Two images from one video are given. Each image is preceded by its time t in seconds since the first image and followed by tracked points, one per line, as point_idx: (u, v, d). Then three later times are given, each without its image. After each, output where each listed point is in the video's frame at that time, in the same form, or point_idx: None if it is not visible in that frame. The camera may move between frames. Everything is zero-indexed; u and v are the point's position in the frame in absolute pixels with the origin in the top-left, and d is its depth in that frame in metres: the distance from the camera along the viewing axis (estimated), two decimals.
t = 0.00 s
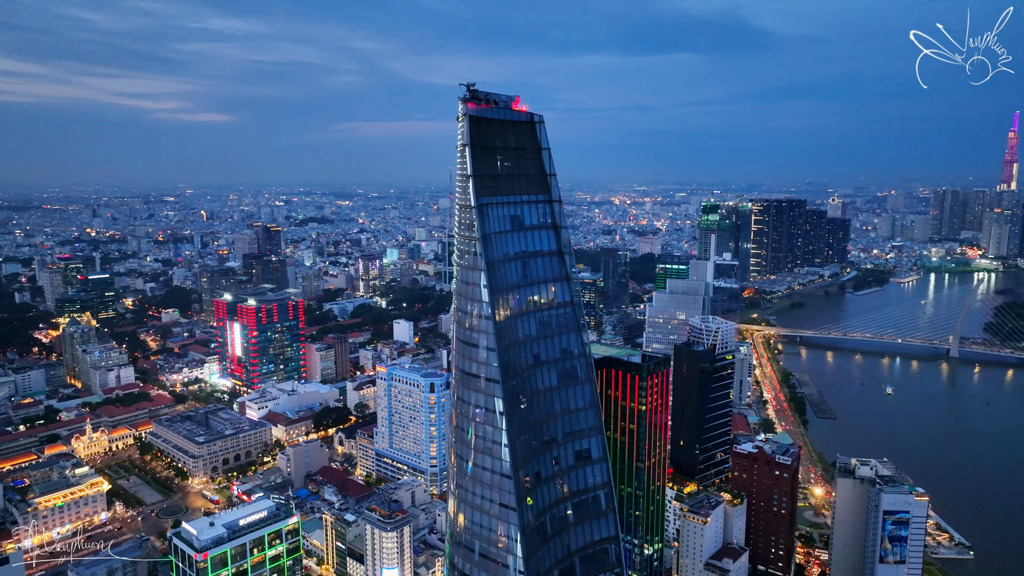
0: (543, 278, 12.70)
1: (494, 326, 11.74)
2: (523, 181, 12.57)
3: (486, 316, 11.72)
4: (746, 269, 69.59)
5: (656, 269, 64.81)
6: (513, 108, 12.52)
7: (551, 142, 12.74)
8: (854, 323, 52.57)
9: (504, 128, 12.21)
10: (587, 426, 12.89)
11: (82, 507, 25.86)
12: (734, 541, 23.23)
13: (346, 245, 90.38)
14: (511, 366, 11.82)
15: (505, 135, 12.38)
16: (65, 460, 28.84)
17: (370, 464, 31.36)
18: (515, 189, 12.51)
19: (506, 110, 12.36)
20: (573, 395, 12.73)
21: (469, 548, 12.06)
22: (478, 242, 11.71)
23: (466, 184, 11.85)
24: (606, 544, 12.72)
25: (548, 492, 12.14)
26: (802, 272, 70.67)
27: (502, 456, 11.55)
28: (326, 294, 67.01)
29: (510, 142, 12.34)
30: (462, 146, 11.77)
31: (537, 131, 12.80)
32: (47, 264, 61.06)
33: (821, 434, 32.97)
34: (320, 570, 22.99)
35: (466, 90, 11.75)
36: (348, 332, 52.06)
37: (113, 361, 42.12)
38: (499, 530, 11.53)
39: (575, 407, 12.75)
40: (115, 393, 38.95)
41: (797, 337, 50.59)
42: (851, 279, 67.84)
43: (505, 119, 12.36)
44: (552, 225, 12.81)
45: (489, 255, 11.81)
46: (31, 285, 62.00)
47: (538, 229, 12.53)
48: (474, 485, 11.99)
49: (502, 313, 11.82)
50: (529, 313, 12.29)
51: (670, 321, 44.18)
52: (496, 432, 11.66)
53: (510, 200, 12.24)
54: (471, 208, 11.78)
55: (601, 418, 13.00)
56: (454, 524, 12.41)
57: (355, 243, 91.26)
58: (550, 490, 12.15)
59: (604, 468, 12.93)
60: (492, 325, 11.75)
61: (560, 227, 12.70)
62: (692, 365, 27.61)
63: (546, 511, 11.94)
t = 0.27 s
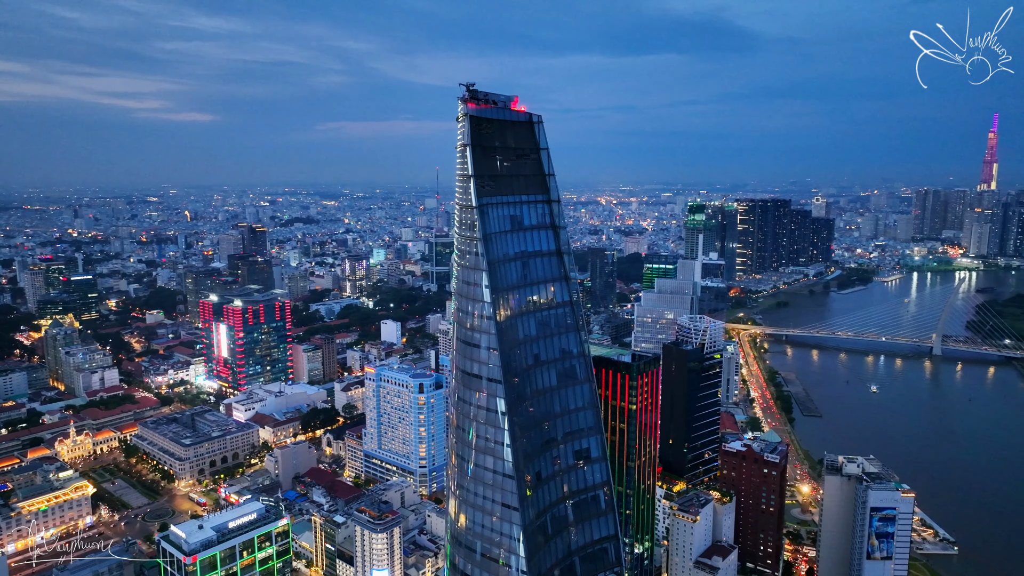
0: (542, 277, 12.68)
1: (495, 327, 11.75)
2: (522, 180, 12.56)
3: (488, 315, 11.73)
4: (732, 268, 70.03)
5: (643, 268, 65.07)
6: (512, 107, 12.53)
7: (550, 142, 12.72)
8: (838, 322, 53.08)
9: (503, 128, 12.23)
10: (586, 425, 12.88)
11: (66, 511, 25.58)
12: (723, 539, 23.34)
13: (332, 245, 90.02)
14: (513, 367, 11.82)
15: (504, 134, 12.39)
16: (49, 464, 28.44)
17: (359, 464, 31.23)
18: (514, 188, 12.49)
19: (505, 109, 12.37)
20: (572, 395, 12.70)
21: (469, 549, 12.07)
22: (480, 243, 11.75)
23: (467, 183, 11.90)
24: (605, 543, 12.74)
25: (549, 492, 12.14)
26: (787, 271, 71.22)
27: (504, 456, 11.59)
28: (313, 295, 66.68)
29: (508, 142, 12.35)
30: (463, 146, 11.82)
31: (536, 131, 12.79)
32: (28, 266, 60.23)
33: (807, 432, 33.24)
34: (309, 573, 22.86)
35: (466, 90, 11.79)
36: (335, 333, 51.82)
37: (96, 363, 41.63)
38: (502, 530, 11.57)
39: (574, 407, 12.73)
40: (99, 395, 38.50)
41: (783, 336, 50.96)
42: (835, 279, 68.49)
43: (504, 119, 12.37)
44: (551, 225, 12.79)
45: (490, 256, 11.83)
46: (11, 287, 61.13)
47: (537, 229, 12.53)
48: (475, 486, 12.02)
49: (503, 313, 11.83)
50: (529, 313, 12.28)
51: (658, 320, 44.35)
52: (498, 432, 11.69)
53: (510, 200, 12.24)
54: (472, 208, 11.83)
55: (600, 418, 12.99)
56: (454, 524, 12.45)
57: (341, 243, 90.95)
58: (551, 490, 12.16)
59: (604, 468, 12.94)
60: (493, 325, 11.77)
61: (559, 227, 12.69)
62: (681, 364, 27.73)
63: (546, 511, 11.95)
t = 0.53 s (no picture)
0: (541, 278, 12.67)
1: (497, 326, 11.77)
2: (520, 181, 12.57)
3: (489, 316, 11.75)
4: (717, 268, 70.45)
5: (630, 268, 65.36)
6: (511, 108, 12.55)
7: (548, 142, 12.74)
8: (823, 321, 53.54)
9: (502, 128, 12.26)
10: (585, 425, 12.87)
11: (50, 516, 25.26)
12: (712, 537, 23.43)
13: (318, 245, 89.63)
14: (513, 367, 11.82)
15: (503, 135, 12.39)
16: (32, 468, 28.08)
17: (347, 466, 31.10)
18: (512, 189, 12.49)
19: (504, 110, 12.39)
20: (571, 394, 12.69)
21: (471, 549, 12.09)
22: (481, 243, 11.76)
23: (468, 184, 11.90)
24: (604, 543, 12.74)
25: (550, 492, 12.15)
26: (772, 270, 71.76)
27: (505, 456, 11.60)
28: (299, 296, 66.34)
29: (507, 142, 12.36)
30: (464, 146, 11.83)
31: (534, 132, 12.79)
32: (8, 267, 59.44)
33: (793, 429, 33.50)
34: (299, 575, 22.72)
35: (466, 90, 11.78)
36: (322, 334, 51.58)
37: (80, 365, 41.18)
38: (504, 530, 11.58)
39: (573, 407, 12.72)
40: (83, 398, 38.08)
41: (769, 335, 51.32)
42: (819, 278, 69.13)
43: (503, 119, 12.38)
44: (549, 225, 12.78)
45: (491, 256, 11.84)
46: None
47: (536, 229, 12.52)
48: (476, 486, 12.02)
49: (504, 313, 11.83)
50: (529, 313, 12.26)
51: (646, 319, 44.52)
52: (499, 432, 11.70)
53: (509, 200, 12.24)
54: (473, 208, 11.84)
55: (599, 417, 12.99)
56: (455, 524, 12.45)
57: (327, 244, 90.56)
58: (551, 490, 12.16)
59: (603, 467, 12.94)
60: (494, 325, 11.79)
61: (557, 227, 12.68)
62: (670, 364, 27.82)
63: (548, 511, 11.96)
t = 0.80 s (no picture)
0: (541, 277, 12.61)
1: (497, 326, 11.77)
2: (519, 181, 12.50)
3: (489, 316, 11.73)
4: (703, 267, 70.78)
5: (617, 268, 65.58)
6: (510, 107, 12.47)
7: (546, 143, 12.67)
8: (808, 319, 53.99)
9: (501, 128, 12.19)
10: (585, 424, 12.85)
11: (33, 521, 24.85)
12: (701, 535, 23.53)
13: (304, 246, 89.17)
14: (514, 367, 11.80)
15: (502, 135, 12.31)
16: (14, 472, 27.70)
17: (336, 467, 30.95)
18: (511, 189, 12.41)
19: (504, 109, 12.32)
20: (570, 394, 12.66)
21: (472, 549, 12.10)
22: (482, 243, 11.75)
23: (468, 184, 11.85)
24: (604, 542, 12.73)
25: (551, 491, 12.14)
26: (758, 270, 72.24)
27: (507, 455, 11.60)
28: (285, 296, 65.94)
29: (506, 143, 12.30)
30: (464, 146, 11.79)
31: (533, 132, 12.71)
32: None
33: (780, 428, 33.75)
34: None
35: (466, 89, 11.73)
36: (309, 335, 51.30)
37: (62, 368, 40.69)
38: (506, 530, 11.59)
39: (572, 407, 12.70)
40: (66, 401, 37.62)
41: (755, 334, 51.67)
42: (804, 277, 69.68)
43: (503, 119, 12.30)
44: (548, 225, 12.71)
45: (492, 256, 11.81)
46: None
47: (535, 228, 12.47)
48: (477, 486, 12.02)
49: (504, 313, 11.81)
50: (529, 313, 12.21)
51: (634, 319, 44.66)
52: (502, 433, 11.69)
53: (509, 200, 12.18)
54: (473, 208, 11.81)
55: (598, 416, 12.96)
56: (456, 524, 12.45)
57: (313, 244, 90.10)
58: (552, 489, 12.15)
59: (602, 466, 12.92)
60: (495, 325, 11.77)
61: (557, 226, 12.61)
62: (658, 363, 27.94)
63: (549, 510, 11.95)
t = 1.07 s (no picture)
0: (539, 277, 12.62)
1: (498, 326, 11.78)
2: (518, 181, 12.48)
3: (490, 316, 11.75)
4: (688, 267, 71.17)
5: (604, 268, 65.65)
6: (509, 108, 12.47)
7: (545, 143, 12.63)
8: (793, 318, 54.45)
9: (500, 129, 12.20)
10: (583, 424, 12.86)
11: (16, 526, 24.52)
12: (690, 533, 23.63)
13: (289, 247, 88.67)
14: (515, 366, 11.80)
15: (501, 135, 12.31)
16: None
17: (324, 469, 30.80)
18: (510, 189, 12.39)
19: (503, 109, 12.32)
20: (569, 394, 12.68)
21: (473, 549, 12.08)
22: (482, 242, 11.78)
23: (469, 185, 11.86)
24: (604, 541, 12.74)
25: (551, 490, 12.14)
26: (743, 269, 72.71)
27: (509, 455, 11.59)
28: (270, 297, 65.53)
29: (505, 143, 12.29)
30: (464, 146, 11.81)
31: (531, 133, 12.68)
32: None
33: (766, 426, 34.00)
34: None
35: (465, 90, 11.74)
36: (295, 335, 51.02)
37: (44, 370, 40.18)
38: (507, 529, 11.58)
39: (571, 407, 12.71)
40: (48, 404, 37.15)
41: (740, 333, 52.01)
42: (788, 276, 70.30)
43: (502, 119, 12.30)
44: (547, 225, 12.71)
45: (492, 255, 11.83)
46: None
47: (534, 229, 12.47)
48: (478, 486, 12.01)
49: (505, 312, 11.82)
50: (529, 313, 12.22)
51: (622, 318, 44.80)
52: (503, 433, 11.67)
53: (508, 200, 12.19)
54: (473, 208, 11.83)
55: (597, 416, 12.97)
56: (457, 524, 12.43)
57: (299, 244, 89.61)
58: (553, 488, 12.15)
59: (601, 466, 12.93)
60: (496, 324, 11.79)
61: (555, 227, 12.62)
62: (647, 362, 28.05)
63: (550, 509, 11.94)
